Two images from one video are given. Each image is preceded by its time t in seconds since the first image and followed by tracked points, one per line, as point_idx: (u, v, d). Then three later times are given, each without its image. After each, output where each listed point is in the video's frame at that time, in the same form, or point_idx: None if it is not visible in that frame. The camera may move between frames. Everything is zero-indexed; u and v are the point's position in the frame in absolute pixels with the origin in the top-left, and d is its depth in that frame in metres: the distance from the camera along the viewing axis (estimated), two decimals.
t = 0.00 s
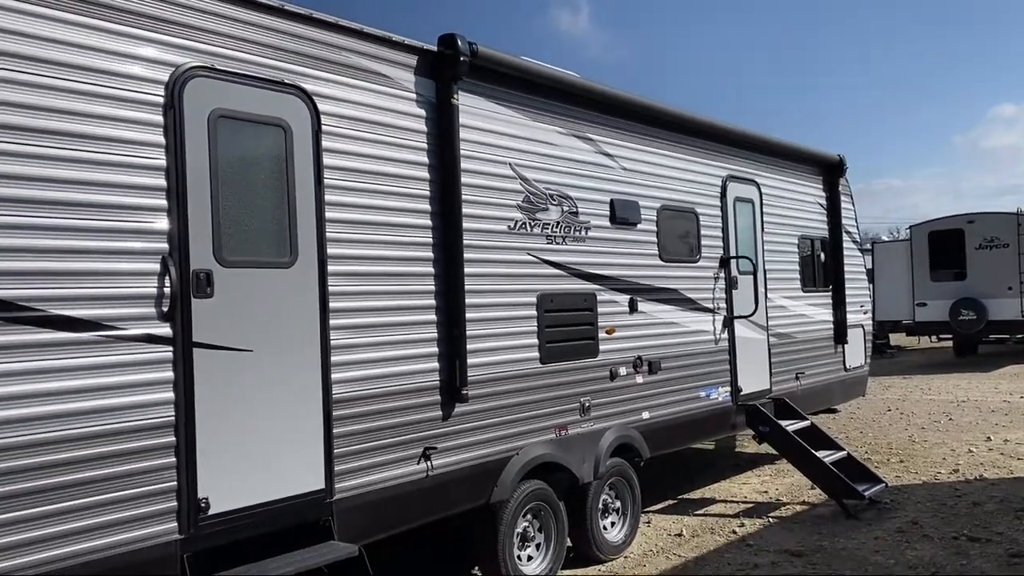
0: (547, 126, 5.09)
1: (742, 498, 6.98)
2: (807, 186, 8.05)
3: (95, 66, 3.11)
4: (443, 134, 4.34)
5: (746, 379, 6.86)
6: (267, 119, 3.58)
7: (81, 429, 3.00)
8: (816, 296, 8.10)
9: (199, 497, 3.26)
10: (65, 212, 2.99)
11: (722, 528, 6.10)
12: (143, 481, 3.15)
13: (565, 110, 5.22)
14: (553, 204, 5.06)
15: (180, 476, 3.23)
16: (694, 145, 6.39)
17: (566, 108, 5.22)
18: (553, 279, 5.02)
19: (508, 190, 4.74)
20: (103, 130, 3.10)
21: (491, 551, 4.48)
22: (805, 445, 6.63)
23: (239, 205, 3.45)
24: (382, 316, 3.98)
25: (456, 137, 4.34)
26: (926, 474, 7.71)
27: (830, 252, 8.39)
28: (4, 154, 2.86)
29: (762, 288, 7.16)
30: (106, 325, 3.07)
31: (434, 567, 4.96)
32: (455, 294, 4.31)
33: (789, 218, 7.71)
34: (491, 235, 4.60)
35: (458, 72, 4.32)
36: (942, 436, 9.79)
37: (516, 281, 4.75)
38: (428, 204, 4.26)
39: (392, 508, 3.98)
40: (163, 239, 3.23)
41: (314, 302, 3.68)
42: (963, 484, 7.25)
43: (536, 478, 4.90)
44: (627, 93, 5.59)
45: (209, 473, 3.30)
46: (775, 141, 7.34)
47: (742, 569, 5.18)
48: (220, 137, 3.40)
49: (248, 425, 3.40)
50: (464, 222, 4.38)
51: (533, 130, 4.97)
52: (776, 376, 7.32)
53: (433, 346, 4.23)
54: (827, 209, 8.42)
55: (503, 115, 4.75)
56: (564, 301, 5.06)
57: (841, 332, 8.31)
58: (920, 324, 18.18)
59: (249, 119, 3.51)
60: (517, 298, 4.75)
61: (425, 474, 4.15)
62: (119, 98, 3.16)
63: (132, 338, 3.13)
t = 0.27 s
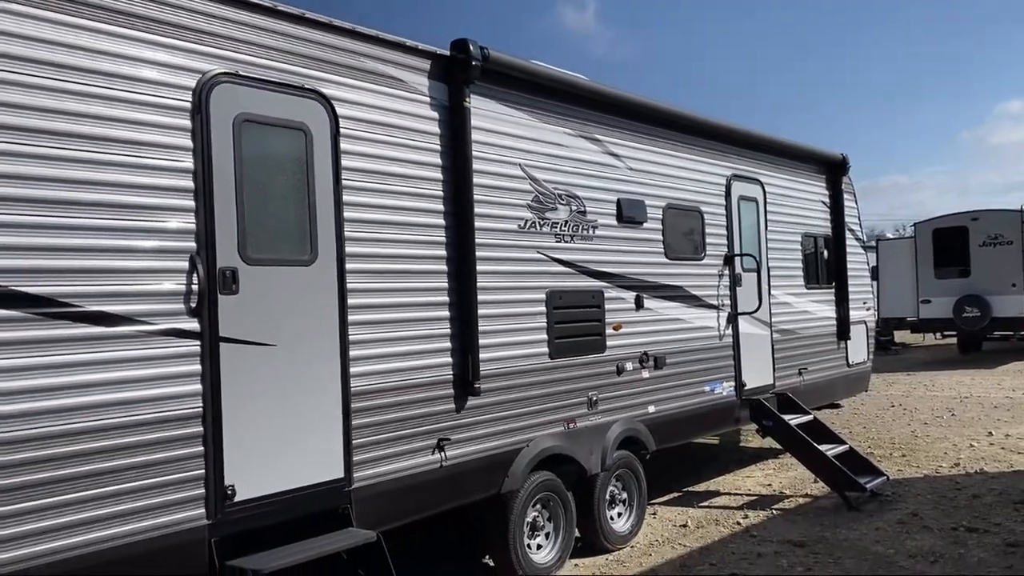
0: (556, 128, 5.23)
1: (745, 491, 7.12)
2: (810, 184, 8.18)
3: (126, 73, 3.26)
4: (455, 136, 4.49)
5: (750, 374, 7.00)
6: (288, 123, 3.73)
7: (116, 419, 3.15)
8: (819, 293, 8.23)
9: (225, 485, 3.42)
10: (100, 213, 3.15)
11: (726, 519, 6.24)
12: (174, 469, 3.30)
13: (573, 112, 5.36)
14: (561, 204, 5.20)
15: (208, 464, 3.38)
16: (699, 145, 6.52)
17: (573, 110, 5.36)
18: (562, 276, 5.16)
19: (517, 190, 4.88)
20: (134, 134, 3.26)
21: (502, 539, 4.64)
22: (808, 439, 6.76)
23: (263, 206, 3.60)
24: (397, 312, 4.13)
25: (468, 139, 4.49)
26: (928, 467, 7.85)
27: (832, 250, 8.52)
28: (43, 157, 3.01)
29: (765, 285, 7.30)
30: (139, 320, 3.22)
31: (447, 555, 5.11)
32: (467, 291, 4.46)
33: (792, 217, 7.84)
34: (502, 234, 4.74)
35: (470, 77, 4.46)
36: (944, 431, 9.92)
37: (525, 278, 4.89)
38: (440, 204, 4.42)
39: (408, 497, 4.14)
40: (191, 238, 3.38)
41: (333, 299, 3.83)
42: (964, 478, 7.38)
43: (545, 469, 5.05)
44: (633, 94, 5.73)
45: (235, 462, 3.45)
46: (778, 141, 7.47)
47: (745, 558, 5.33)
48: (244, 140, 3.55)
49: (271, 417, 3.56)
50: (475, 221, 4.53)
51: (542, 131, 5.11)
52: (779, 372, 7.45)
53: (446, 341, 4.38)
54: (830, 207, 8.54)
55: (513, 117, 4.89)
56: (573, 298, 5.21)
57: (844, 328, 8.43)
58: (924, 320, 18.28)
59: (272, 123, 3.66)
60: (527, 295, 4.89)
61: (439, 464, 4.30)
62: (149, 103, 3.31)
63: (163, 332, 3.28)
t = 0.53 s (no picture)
0: (562, 131, 5.36)
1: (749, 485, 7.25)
2: (812, 184, 8.30)
3: (151, 83, 3.41)
4: (465, 140, 4.64)
5: (753, 370, 7.13)
6: (305, 129, 3.88)
7: (143, 413, 3.29)
8: (822, 291, 8.35)
9: (245, 476, 3.57)
10: (127, 216, 3.29)
11: (729, 513, 6.37)
12: (198, 461, 3.45)
13: (579, 115, 5.50)
14: (567, 205, 5.34)
15: (229, 456, 3.53)
16: (702, 146, 6.65)
17: (579, 113, 5.50)
18: (568, 275, 5.30)
19: (525, 191, 5.02)
20: (159, 141, 3.41)
21: (510, 530, 4.78)
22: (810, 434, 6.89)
23: (281, 209, 3.75)
24: (409, 311, 4.28)
25: (477, 143, 4.63)
26: (929, 463, 7.96)
27: (835, 249, 8.64)
28: (74, 163, 3.15)
29: (768, 284, 7.42)
30: (163, 319, 3.37)
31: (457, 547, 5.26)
32: (476, 290, 4.61)
33: (795, 216, 7.96)
34: (510, 234, 4.88)
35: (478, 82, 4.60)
36: (946, 427, 10.03)
37: (533, 278, 5.03)
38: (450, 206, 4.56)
39: (420, 489, 4.28)
40: (213, 240, 3.53)
41: (348, 298, 3.98)
42: (964, 473, 7.50)
43: (552, 463, 5.19)
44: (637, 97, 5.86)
45: (255, 455, 3.60)
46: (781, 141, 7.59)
47: (747, 550, 5.46)
48: (262, 146, 3.70)
49: (289, 411, 3.70)
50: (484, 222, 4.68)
51: (548, 134, 5.25)
52: (782, 368, 7.58)
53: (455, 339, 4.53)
54: (832, 207, 8.66)
55: (520, 121, 5.03)
56: (579, 297, 5.34)
57: (846, 326, 8.55)
58: (928, 318, 18.35)
59: (289, 129, 3.81)
60: (534, 294, 5.03)
61: (449, 458, 4.44)
62: (172, 111, 3.46)
63: (186, 330, 3.43)
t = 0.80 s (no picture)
0: (564, 135, 5.50)
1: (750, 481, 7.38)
2: (812, 185, 8.42)
3: (170, 94, 3.57)
4: (469, 146, 4.79)
5: (754, 368, 7.26)
6: (316, 137, 4.04)
7: (163, 410, 3.44)
8: (823, 290, 8.47)
9: (261, 470, 3.73)
10: (148, 222, 3.45)
11: (730, 508, 6.51)
12: (217, 455, 3.60)
13: (581, 119, 5.64)
14: (569, 207, 5.49)
15: (245, 451, 3.68)
16: (703, 148, 6.78)
17: (581, 118, 5.64)
18: (570, 276, 5.44)
19: (528, 194, 5.17)
20: (177, 150, 3.56)
21: (515, 523, 4.94)
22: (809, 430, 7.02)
23: (294, 213, 3.90)
24: (416, 311, 4.44)
25: (481, 149, 4.78)
26: (928, 459, 8.09)
27: (835, 248, 8.76)
28: (97, 172, 3.31)
29: (768, 283, 7.56)
30: (183, 320, 3.52)
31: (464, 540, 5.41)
32: (481, 291, 4.76)
33: (795, 216, 8.09)
34: (513, 236, 5.03)
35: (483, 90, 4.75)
36: (947, 424, 10.14)
37: (536, 278, 5.18)
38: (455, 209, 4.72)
39: (427, 483, 4.44)
40: (228, 244, 3.69)
41: (358, 299, 4.13)
42: (963, 468, 7.62)
43: (556, 459, 5.34)
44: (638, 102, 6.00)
45: (270, 450, 3.76)
46: (781, 143, 7.72)
47: (747, 543, 5.60)
48: (275, 153, 3.86)
49: (302, 408, 3.86)
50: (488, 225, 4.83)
51: (551, 139, 5.40)
52: (783, 366, 7.71)
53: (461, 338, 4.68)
54: (833, 207, 8.78)
55: (523, 126, 5.18)
56: (581, 297, 5.49)
57: (847, 324, 8.67)
58: (933, 316, 18.42)
59: (301, 137, 3.96)
60: (537, 294, 5.18)
61: (456, 453, 4.60)
62: (189, 122, 3.61)
63: (205, 331, 3.58)
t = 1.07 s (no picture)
0: (566, 138, 5.65)
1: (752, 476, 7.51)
2: (814, 184, 8.53)
3: (185, 103, 3.73)
4: (474, 150, 4.94)
5: (755, 365, 7.38)
6: (325, 143, 4.20)
7: (158, 408, 3.54)
8: (824, 288, 8.58)
9: (274, 462, 3.89)
10: (165, 226, 3.62)
11: (731, 502, 6.64)
12: (231, 448, 3.76)
13: (583, 123, 5.78)
14: (571, 208, 5.63)
15: (258, 445, 3.84)
16: (704, 150, 6.91)
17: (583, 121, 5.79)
18: (572, 275, 5.59)
19: (531, 196, 5.31)
20: (192, 157, 3.72)
21: (519, 515, 5.09)
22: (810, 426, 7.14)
23: (304, 217, 4.06)
24: (423, 310, 4.59)
25: (485, 152, 4.93)
26: (929, 454, 8.19)
27: (837, 247, 8.87)
28: (86, 176, 3.39)
29: (770, 282, 7.68)
30: (198, 319, 3.68)
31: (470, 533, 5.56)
32: (485, 290, 4.91)
33: (797, 215, 8.20)
34: (516, 237, 5.18)
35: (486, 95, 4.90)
36: (950, 420, 10.23)
37: (539, 278, 5.33)
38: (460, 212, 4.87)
39: (433, 476, 4.59)
40: (242, 246, 3.85)
41: (366, 298, 4.29)
42: (963, 463, 7.73)
43: (559, 454, 5.49)
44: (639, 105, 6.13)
45: (282, 444, 3.92)
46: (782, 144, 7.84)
47: (747, 535, 5.73)
48: (286, 159, 4.02)
49: (312, 403, 4.02)
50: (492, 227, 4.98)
51: (554, 142, 5.54)
52: (784, 363, 7.83)
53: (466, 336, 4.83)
54: (835, 206, 8.89)
55: (526, 130, 5.32)
56: (583, 295, 5.63)
57: (849, 322, 8.78)
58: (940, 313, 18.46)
59: (310, 143, 4.12)
60: (540, 294, 5.32)
61: (461, 447, 4.75)
62: (203, 129, 3.77)
63: (220, 329, 3.75)
